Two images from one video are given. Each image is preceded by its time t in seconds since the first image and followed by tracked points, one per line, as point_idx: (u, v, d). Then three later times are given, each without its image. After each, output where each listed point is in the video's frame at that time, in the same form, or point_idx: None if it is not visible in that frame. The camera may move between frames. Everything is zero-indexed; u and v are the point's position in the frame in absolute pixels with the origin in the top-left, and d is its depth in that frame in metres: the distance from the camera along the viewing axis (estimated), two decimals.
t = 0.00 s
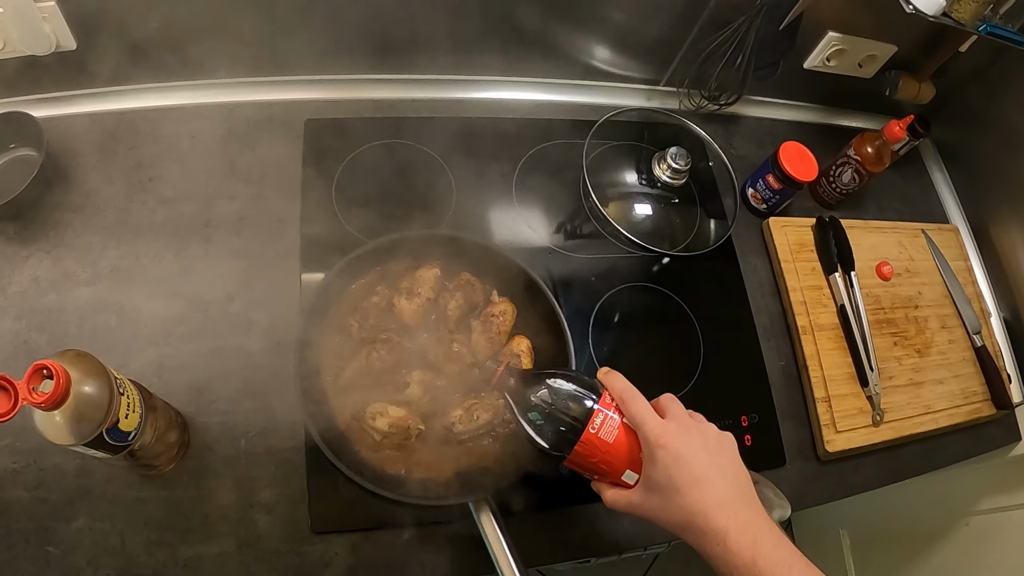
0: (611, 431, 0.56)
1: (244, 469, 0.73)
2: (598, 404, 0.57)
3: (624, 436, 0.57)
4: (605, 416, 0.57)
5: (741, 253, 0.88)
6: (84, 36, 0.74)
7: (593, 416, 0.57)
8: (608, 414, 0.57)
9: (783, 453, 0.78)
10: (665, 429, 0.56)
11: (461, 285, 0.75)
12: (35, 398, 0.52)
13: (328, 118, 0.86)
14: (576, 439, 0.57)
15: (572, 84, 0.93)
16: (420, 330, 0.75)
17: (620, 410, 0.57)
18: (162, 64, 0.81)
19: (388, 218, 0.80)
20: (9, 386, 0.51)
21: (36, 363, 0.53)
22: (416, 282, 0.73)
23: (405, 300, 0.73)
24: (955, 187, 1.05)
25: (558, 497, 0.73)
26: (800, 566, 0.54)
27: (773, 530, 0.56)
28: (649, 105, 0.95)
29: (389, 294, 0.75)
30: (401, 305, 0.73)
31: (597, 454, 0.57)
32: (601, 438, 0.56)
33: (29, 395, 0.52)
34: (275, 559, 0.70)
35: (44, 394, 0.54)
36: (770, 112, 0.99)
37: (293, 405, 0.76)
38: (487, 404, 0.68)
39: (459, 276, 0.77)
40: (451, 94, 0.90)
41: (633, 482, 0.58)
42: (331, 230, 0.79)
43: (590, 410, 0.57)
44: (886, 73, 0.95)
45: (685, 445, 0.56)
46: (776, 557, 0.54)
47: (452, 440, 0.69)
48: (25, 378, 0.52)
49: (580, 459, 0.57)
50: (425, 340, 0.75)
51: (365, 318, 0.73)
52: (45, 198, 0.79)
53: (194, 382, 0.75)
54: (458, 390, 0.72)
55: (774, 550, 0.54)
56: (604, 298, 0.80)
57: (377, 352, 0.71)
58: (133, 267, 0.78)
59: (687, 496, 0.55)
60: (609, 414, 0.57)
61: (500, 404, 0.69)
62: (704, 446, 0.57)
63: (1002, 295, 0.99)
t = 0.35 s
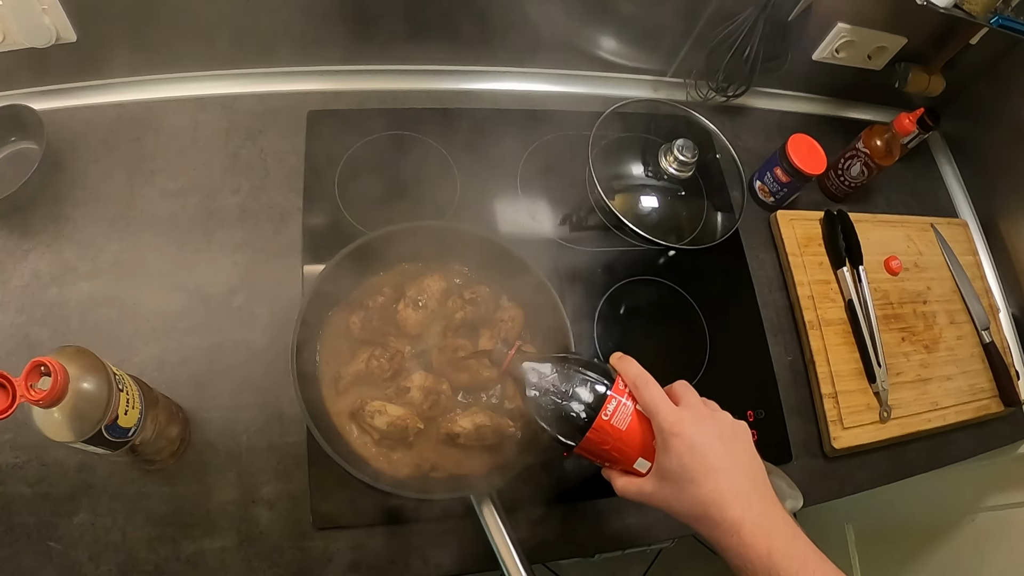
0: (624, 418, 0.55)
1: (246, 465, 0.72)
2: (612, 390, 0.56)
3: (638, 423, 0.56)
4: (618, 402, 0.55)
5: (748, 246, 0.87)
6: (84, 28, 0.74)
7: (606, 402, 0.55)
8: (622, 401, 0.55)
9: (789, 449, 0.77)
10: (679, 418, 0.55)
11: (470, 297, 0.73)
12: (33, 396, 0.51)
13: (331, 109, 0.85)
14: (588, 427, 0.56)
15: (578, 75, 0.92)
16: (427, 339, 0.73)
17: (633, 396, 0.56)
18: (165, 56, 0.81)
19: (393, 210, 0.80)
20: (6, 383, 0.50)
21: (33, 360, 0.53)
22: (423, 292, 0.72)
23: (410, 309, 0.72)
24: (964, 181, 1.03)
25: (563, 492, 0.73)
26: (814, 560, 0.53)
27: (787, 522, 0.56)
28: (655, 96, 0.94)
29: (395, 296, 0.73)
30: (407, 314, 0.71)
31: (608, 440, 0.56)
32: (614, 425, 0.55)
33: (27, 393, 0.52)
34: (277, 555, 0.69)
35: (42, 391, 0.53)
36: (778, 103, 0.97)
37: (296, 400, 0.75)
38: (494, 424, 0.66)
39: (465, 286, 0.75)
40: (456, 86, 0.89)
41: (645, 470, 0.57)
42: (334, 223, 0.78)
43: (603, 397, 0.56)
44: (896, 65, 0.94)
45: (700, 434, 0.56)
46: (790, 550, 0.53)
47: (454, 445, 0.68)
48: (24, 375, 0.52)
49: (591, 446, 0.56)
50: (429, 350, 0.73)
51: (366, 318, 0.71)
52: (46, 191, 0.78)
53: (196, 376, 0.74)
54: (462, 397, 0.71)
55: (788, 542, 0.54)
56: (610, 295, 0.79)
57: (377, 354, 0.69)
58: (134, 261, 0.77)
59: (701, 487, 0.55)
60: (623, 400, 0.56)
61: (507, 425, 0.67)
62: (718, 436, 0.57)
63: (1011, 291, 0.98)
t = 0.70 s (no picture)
0: (628, 413, 0.54)
1: (242, 455, 0.72)
2: (616, 385, 0.55)
3: (642, 418, 0.55)
4: (622, 398, 0.55)
5: (749, 237, 0.86)
6: (79, 14, 0.72)
7: (609, 398, 0.55)
8: (625, 396, 0.55)
9: (789, 441, 0.77)
10: (683, 412, 0.55)
11: (468, 282, 0.72)
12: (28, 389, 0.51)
13: (328, 95, 0.84)
14: (592, 421, 0.56)
15: (578, 62, 0.91)
16: (427, 322, 0.74)
17: (638, 391, 0.56)
18: (161, 42, 0.80)
19: (392, 198, 0.79)
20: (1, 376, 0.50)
21: (28, 353, 0.52)
22: (419, 278, 0.70)
23: (407, 296, 0.70)
24: (966, 173, 1.03)
25: (562, 483, 0.72)
26: (820, 551, 0.54)
27: (793, 514, 0.56)
28: (656, 85, 0.93)
29: (392, 282, 0.72)
30: (404, 301, 0.70)
31: (612, 435, 0.55)
32: (618, 420, 0.55)
33: (21, 386, 0.51)
34: (275, 547, 0.69)
35: (36, 384, 0.53)
36: (780, 92, 0.97)
37: (293, 390, 0.74)
38: (492, 409, 0.66)
39: (467, 270, 0.75)
40: (455, 72, 0.88)
41: (650, 465, 0.57)
42: (332, 211, 0.77)
43: (606, 392, 0.55)
44: (899, 55, 0.94)
45: (704, 427, 0.56)
46: (796, 542, 0.54)
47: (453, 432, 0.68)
48: (17, 368, 0.51)
49: (597, 442, 0.56)
50: (430, 333, 0.74)
51: (363, 305, 0.69)
52: (41, 180, 0.77)
53: (193, 366, 0.74)
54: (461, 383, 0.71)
55: (793, 534, 0.54)
56: (610, 282, 0.79)
57: (373, 341, 0.68)
58: (129, 250, 0.77)
59: (707, 480, 0.55)
60: (627, 396, 0.55)
61: (506, 410, 0.67)
62: (722, 429, 0.57)
63: (1011, 284, 0.98)
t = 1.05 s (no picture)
0: (620, 419, 0.55)
1: (233, 449, 0.71)
2: (607, 392, 0.56)
3: (635, 424, 0.56)
4: (614, 405, 0.56)
5: (743, 226, 0.86)
6: (63, 7, 0.72)
7: (601, 405, 0.56)
8: (617, 403, 0.56)
9: (782, 431, 0.77)
10: (673, 416, 0.55)
11: (457, 272, 0.72)
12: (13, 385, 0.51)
13: (317, 85, 0.83)
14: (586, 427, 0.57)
15: (569, 50, 0.90)
16: (416, 313, 0.73)
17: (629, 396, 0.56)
18: (145, 31, 0.78)
19: (382, 188, 0.78)
20: None
21: (12, 350, 0.52)
22: (408, 269, 0.70)
23: (396, 287, 0.69)
24: (962, 160, 1.03)
25: (555, 474, 0.72)
26: (810, 550, 0.54)
27: (785, 515, 0.56)
28: (649, 72, 0.92)
29: (381, 272, 0.71)
30: (392, 292, 0.69)
31: (606, 442, 0.56)
32: (610, 427, 0.55)
33: (6, 383, 0.51)
34: (266, 541, 0.68)
35: (22, 381, 0.52)
36: (774, 80, 0.96)
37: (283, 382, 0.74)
38: (483, 401, 0.65)
39: (456, 260, 0.74)
40: (445, 61, 0.87)
41: (644, 469, 0.57)
42: (321, 202, 0.77)
43: (599, 399, 0.56)
44: (895, 42, 0.93)
45: (694, 431, 0.55)
46: (785, 543, 0.54)
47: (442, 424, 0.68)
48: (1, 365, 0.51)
49: (591, 449, 0.57)
50: (418, 324, 0.73)
51: (351, 296, 0.68)
52: (27, 173, 0.76)
53: (182, 360, 0.73)
54: (450, 374, 0.70)
55: (783, 535, 0.54)
56: (602, 271, 0.78)
57: (361, 333, 0.67)
58: (117, 244, 0.76)
59: (697, 483, 0.54)
60: (618, 402, 0.56)
61: (496, 401, 0.66)
62: (714, 432, 0.56)
63: (1007, 272, 0.97)
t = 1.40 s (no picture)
0: (625, 431, 0.56)
1: (230, 443, 0.71)
2: (612, 405, 0.57)
3: (640, 436, 0.57)
4: (618, 417, 0.56)
5: (744, 225, 0.86)
6: None
7: (606, 417, 0.56)
8: (622, 415, 0.56)
9: (781, 432, 0.77)
10: (677, 427, 0.56)
11: (458, 268, 0.71)
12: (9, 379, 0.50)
13: (318, 78, 0.82)
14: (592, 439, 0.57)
15: (571, 46, 0.90)
16: (416, 308, 0.73)
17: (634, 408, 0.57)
18: (145, 21, 0.78)
19: (384, 182, 0.78)
20: None
21: (9, 343, 0.52)
22: (409, 264, 0.69)
23: (396, 282, 0.69)
24: (962, 163, 1.03)
25: (554, 471, 0.72)
26: (815, 558, 0.54)
27: (789, 524, 0.56)
28: (651, 70, 0.92)
29: (381, 266, 0.70)
30: (392, 288, 0.69)
31: (611, 454, 0.57)
32: (616, 439, 0.56)
33: (2, 376, 0.51)
34: (263, 536, 0.68)
35: (19, 374, 0.52)
36: (776, 80, 0.96)
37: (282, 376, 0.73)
38: (483, 398, 0.66)
39: (457, 256, 0.74)
40: (447, 56, 0.87)
41: (650, 479, 0.58)
42: (322, 195, 0.76)
43: (603, 412, 0.57)
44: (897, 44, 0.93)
45: (697, 441, 0.57)
46: (789, 551, 0.54)
47: (441, 421, 0.67)
48: None
49: (597, 461, 0.58)
50: (418, 320, 0.73)
51: (350, 291, 0.68)
52: (24, 163, 0.75)
53: (180, 353, 0.72)
54: (450, 370, 0.70)
55: (786, 544, 0.54)
56: (602, 268, 0.78)
57: (361, 328, 0.67)
58: (115, 236, 0.75)
59: (701, 492, 0.56)
60: (623, 415, 0.57)
61: (497, 399, 0.66)
62: (717, 442, 0.58)
63: (1004, 275, 0.98)
